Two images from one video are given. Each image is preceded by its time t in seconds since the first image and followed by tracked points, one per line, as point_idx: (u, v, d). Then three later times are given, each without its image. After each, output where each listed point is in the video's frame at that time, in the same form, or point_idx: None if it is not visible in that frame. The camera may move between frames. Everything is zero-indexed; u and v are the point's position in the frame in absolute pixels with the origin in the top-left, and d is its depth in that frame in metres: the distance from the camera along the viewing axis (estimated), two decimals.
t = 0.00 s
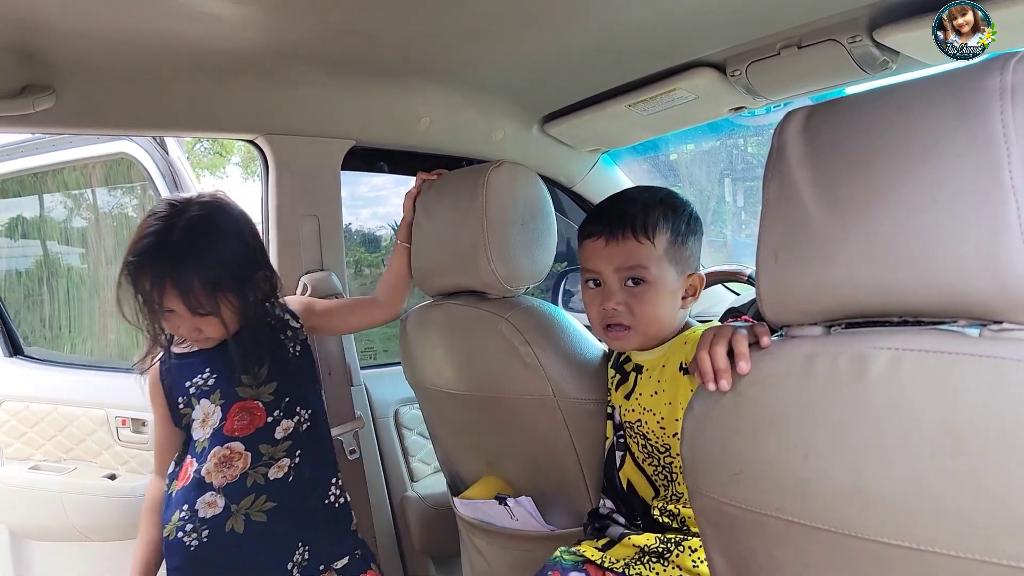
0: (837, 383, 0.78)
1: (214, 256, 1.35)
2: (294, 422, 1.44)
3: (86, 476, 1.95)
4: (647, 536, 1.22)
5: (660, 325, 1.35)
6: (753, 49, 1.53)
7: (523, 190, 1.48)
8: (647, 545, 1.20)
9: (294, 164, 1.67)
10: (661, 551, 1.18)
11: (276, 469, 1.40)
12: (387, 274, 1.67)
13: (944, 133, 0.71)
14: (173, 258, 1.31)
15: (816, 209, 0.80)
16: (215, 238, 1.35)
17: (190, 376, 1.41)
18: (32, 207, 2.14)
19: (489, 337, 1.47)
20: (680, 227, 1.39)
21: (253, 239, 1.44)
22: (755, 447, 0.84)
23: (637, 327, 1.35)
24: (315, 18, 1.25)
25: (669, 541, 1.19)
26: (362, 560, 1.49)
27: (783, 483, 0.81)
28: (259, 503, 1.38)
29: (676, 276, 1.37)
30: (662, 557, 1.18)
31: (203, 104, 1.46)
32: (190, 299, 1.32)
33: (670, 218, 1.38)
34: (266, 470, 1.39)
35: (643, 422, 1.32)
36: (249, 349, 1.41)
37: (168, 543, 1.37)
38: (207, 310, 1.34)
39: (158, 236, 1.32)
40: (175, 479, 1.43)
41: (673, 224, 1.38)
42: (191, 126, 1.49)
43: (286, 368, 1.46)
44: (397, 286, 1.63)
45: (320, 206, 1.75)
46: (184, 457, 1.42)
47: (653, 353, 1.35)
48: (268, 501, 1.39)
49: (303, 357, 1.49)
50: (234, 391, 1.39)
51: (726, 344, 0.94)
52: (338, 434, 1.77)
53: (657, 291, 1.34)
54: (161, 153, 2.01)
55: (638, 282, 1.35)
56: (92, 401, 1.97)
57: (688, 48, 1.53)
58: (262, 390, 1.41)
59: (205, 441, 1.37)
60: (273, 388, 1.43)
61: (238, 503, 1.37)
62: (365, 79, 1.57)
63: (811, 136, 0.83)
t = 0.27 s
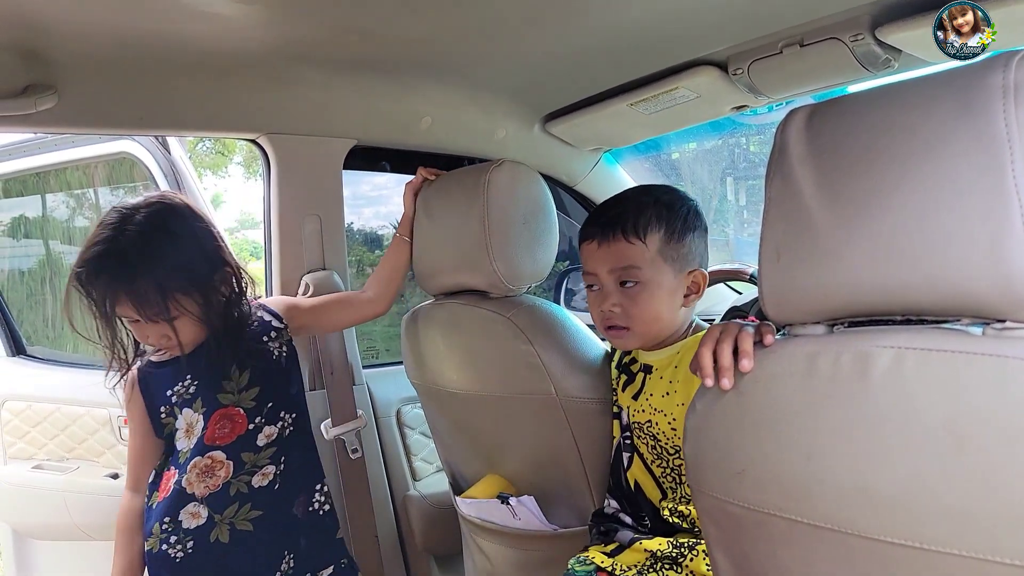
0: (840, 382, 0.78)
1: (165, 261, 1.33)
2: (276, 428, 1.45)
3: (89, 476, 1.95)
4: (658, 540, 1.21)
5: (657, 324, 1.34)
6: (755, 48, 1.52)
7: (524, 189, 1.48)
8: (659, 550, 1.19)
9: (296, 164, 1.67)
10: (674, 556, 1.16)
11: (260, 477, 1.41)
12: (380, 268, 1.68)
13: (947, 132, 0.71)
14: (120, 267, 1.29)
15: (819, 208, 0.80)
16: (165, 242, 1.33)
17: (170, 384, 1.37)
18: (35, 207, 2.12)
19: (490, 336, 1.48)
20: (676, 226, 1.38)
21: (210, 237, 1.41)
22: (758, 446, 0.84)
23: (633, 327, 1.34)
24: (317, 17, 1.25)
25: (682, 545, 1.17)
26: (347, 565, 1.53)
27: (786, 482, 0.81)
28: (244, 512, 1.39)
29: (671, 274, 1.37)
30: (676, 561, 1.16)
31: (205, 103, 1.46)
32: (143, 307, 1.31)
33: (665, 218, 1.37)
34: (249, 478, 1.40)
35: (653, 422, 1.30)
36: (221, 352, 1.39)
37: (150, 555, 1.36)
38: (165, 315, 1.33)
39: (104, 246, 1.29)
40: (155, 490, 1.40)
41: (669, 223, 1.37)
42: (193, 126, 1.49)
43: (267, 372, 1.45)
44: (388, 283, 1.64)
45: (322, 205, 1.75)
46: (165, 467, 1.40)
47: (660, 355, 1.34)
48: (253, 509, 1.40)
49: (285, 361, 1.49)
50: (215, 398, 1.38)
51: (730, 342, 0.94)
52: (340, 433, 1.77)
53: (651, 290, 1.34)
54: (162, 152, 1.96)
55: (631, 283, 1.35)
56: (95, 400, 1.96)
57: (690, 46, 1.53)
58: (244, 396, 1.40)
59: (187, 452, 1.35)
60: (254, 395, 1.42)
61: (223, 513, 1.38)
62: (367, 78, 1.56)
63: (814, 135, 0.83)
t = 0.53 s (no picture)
0: (840, 380, 0.78)
1: (149, 268, 1.32)
2: (269, 431, 1.46)
3: (91, 475, 1.95)
4: (656, 542, 1.22)
5: (648, 324, 1.34)
6: (756, 46, 1.52)
7: (525, 188, 1.48)
8: (657, 551, 1.19)
9: (297, 163, 1.67)
10: (673, 557, 1.17)
11: (255, 480, 1.42)
12: (371, 261, 1.69)
13: (948, 131, 0.71)
14: (104, 278, 1.28)
15: (820, 206, 0.80)
16: (148, 250, 1.32)
17: (160, 390, 1.35)
18: (36, 206, 2.12)
19: (490, 336, 1.48)
20: (672, 227, 1.36)
21: (194, 240, 1.40)
22: (758, 445, 0.84)
23: (625, 327, 1.35)
24: (317, 17, 1.25)
25: (681, 545, 1.18)
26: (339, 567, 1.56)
27: (787, 481, 0.81)
28: (240, 516, 1.40)
29: (666, 275, 1.35)
30: (675, 562, 1.16)
31: (206, 103, 1.46)
32: (129, 316, 1.30)
33: (660, 218, 1.36)
34: (244, 482, 1.41)
35: (654, 420, 1.30)
36: (209, 356, 1.39)
37: (146, 561, 1.35)
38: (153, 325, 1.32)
39: (87, 257, 1.28)
40: (149, 494, 1.38)
41: (664, 223, 1.36)
42: (194, 126, 1.49)
43: (258, 375, 1.45)
44: (377, 276, 1.65)
45: (322, 205, 1.75)
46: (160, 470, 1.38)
47: (664, 349, 1.33)
48: (249, 513, 1.41)
49: (275, 362, 1.50)
50: (207, 403, 1.38)
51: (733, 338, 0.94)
52: (341, 432, 1.77)
53: (643, 292, 1.34)
54: (164, 152, 1.97)
55: (623, 283, 1.35)
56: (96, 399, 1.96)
57: (691, 45, 1.53)
58: (237, 400, 1.41)
59: (181, 457, 1.35)
60: (247, 398, 1.43)
61: (218, 517, 1.38)
62: (368, 77, 1.56)
63: (814, 133, 0.83)
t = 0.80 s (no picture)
0: (841, 378, 0.78)
1: (153, 266, 1.34)
2: (272, 431, 1.45)
3: (93, 474, 1.96)
4: (655, 540, 1.22)
5: (646, 325, 1.35)
6: (757, 44, 1.52)
7: (526, 186, 1.48)
8: (656, 550, 1.19)
9: (298, 162, 1.67)
10: (672, 556, 1.17)
11: (259, 480, 1.41)
12: (372, 261, 1.69)
13: (949, 129, 0.71)
14: (108, 274, 1.30)
15: (820, 204, 0.80)
16: (152, 247, 1.34)
17: (164, 387, 1.36)
18: (37, 206, 2.11)
19: (491, 335, 1.49)
20: (672, 228, 1.35)
21: (199, 239, 1.42)
22: (758, 443, 0.84)
23: (624, 326, 1.36)
24: (317, 16, 1.25)
25: (680, 544, 1.18)
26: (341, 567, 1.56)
27: (788, 479, 0.81)
28: (244, 516, 1.39)
29: (665, 276, 1.35)
30: (674, 561, 1.17)
31: (207, 102, 1.46)
32: (132, 313, 1.32)
33: (660, 218, 1.35)
34: (248, 482, 1.40)
35: (653, 418, 1.30)
36: (212, 355, 1.39)
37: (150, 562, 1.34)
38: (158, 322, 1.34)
39: (91, 253, 1.30)
40: (153, 495, 1.38)
41: (664, 224, 1.35)
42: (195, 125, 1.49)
43: (262, 375, 1.45)
44: (378, 275, 1.65)
45: (323, 203, 1.75)
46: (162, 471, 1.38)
47: (665, 346, 1.33)
48: (254, 513, 1.40)
49: (280, 363, 1.50)
50: (211, 402, 1.37)
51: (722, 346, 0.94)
52: (342, 431, 1.77)
53: (640, 292, 1.34)
54: (165, 151, 1.97)
55: (621, 282, 1.36)
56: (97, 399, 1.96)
57: (691, 43, 1.53)
58: (241, 400, 1.41)
59: (182, 456, 1.34)
60: (251, 398, 1.42)
61: (223, 517, 1.37)
62: (369, 75, 1.56)
63: (815, 130, 0.82)
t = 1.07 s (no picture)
0: (842, 377, 0.78)
1: (172, 260, 1.34)
2: (274, 431, 1.45)
3: (94, 474, 1.95)
4: (655, 539, 1.22)
5: (643, 326, 1.34)
6: (758, 42, 1.52)
7: (527, 185, 1.48)
8: (655, 549, 1.19)
9: (298, 161, 1.67)
10: (671, 555, 1.17)
11: (260, 481, 1.41)
12: (375, 261, 1.68)
13: (949, 128, 0.71)
14: (130, 266, 1.30)
15: (821, 202, 0.80)
16: (172, 241, 1.35)
17: (167, 385, 1.37)
18: (37, 206, 2.12)
19: (492, 335, 1.48)
20: (670, 230, 1.35)
21: (214, 236, 1.43)
22: (760, 441, 0.84)
23: (619, 326, 1.36)
24: (318, 15, 1.25)
25: (679, 544, 1.18)
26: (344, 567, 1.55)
27: (789, 478, 0.81)
28: (244, 517, 1.39)
29: (662, 278, 1.35)
30: (673, 560, 1.17)
31: (207, 101, 1.46)
32: (152, 306, 1.31)
33: (659, 220, 1.35)
34: (249, 482, 1.40)
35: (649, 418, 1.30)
36: (217, 355, 1.40)
37: (150, 561, 1.36)
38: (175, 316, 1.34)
39: (113, 244, 1.30)
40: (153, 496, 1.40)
41: (663, 225, 1.35)
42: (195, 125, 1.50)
43: (264, 375, 1.45)
44: (381, 277, 1.65)
45: (324, 203, 1.75)
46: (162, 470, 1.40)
47: (659, 346, 1.33)
48: (254, 514, 1.41)
49: (282, 363, 1.49)
50: (213, 402, 1.38)
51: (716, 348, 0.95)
52: (343, 431, 1.77)
53: (637, 293, 1.34)
54: (165, 151, 1.97)
55: (618, 283, 1.36)
56: (98, 399, 1.96)
57: (692, 41, 1.53)
58: (242, 400, 1.41)
59: (182, 455, 1.36)
60: (252, 398, 1.42)
61: (222, 518, 1.38)
62: (370, 74, 1.56)
63: (816, 129, 0.82)
